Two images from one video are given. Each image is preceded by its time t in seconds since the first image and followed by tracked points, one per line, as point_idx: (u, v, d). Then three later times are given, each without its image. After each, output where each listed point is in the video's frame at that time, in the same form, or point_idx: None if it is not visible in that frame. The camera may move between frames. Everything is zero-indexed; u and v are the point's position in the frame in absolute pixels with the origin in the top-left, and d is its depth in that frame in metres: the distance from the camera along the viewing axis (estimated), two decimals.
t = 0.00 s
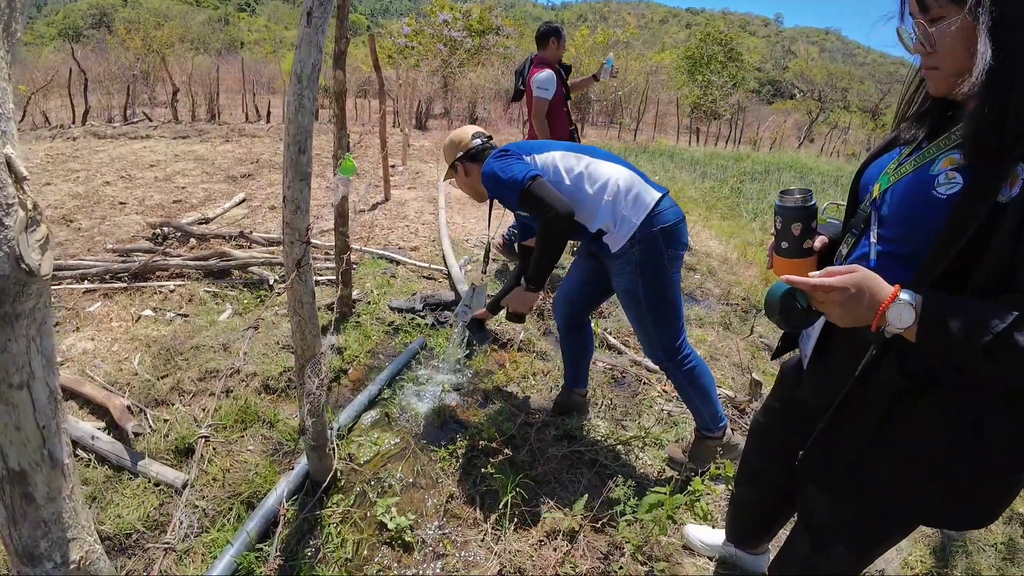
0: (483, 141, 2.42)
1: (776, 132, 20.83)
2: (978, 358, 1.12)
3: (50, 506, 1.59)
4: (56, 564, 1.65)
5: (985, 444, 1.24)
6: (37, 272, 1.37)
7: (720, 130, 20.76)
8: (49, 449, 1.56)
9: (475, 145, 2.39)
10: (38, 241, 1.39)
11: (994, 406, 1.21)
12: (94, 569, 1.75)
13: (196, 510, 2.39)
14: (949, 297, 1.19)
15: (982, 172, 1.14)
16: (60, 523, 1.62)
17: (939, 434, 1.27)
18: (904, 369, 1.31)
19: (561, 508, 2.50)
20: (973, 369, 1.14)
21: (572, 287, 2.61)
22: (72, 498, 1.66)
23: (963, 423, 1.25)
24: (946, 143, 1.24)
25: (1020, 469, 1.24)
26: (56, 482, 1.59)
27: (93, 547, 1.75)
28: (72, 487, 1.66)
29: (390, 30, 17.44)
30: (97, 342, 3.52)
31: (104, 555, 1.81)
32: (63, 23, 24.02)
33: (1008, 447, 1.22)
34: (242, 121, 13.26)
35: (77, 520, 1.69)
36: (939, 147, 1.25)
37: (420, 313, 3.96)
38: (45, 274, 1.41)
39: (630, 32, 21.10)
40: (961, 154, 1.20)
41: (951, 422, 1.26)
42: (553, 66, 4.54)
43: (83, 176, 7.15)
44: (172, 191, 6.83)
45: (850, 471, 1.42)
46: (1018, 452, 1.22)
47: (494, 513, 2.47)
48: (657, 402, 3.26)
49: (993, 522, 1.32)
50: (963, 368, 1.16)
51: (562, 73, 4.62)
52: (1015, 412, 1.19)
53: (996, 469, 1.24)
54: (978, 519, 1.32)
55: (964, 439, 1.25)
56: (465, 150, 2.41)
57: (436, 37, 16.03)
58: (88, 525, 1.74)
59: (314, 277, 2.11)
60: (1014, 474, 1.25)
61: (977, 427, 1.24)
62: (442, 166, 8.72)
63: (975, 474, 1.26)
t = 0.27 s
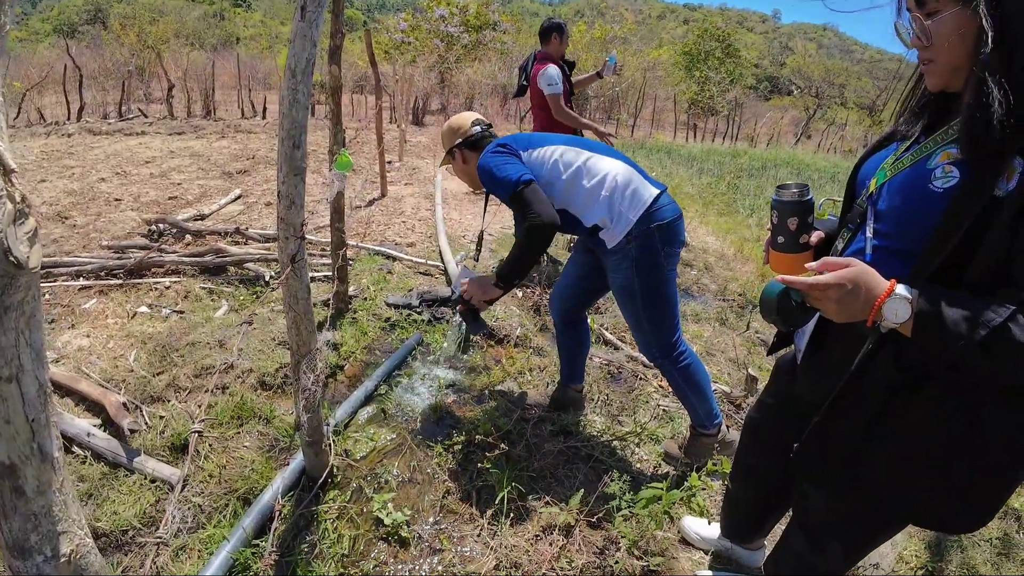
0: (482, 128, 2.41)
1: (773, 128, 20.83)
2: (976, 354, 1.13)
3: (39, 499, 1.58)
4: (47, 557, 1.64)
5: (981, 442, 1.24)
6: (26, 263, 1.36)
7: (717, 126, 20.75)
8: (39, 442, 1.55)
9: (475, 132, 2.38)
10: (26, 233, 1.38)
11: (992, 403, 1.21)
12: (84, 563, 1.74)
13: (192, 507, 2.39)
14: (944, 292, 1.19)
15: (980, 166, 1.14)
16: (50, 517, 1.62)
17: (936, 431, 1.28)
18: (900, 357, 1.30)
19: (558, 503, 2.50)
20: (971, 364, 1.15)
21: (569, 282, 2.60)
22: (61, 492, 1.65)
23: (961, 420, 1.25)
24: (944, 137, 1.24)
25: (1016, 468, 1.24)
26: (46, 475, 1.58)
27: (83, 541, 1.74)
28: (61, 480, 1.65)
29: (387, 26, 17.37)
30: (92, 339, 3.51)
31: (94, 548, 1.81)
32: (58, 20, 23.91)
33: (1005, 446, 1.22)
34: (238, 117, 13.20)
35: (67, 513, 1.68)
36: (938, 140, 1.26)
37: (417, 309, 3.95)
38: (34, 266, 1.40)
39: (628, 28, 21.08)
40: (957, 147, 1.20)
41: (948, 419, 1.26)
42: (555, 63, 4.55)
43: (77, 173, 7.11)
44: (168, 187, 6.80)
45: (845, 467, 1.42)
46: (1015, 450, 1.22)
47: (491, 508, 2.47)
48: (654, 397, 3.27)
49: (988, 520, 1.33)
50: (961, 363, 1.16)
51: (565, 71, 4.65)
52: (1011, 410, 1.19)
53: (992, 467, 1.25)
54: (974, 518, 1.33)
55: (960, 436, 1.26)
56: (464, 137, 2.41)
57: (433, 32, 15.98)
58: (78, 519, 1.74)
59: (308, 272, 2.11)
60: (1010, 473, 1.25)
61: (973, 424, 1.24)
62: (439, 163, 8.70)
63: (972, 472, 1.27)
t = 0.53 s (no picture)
0: (475, 119, 2.41)
1: (771, 125, 20.83)
2: (969, 350, 1.13)
3: (22, 489, 1.58)
4: (31, 548, 1.63)
5: (973, 440, 1.24)
6: (8, 254, 1.35)
7: (714, 122, 20.74)
8: (23, 432, 1.54)
9: (470, 123, 2.38)
10: (9, 224, 1.37)
11: (982, 401, 1.21)
12: (69, 554, 1.74)
13: (187, 504, 2.39)
14: (936, 287, 1.20)
15: (973, 160, 1.14)
16: (32, 507, 1.61)
17: (927, 429, 1.28)
18: (890, 353, 1.28)
19: (553, 500, 2.51)
20: (963, 360, 1.15)
21: (565, 278, 2.60)
22: (45, 481, 1.65)
23: (952, 418, 1.25)
24: (937, 129, 1.24)
25: (1007, 466, 1.24)
26: (29, 464, 1.58)
27: (67, 531, 1.74)
28: (45, 470, 1.65)
29: (384, 23, 17.33)
30: (88, 337, 3.51)
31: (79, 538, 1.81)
32: (54, 19, 23.84)
33: (996, 443, 1.22)
34: (235, 115, 13.17)
35: (51, 503, 1.68)
36: (931, 133, 1.25)
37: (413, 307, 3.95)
38: (18, 258, 1.40)
39: (625, 25, 21.06)
40: (950, 141, 1.20)
41: (939, 416, 1.26)
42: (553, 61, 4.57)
43: (74, 172, 7.10)
44: (164, 186, 6.79)
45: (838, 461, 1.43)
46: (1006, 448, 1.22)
47: (486, 505, 2.47)
48: (650, 393, 3.28)
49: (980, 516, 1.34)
50: (953, 360, 1.17)
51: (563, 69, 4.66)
52: (1002, 407, 1.19)
53: (983, 465, 1.25)
54: (965, 515, 1.33)
55: (951, 432, 1.26)
56: (459, 127, 2.40)
57: (429, 30, 15.95)
58: (63, 510, 1.74)
59: (301, 268, 2.11)
60: (1002, 471, 1.25)
61: (964, 420, 1.24)
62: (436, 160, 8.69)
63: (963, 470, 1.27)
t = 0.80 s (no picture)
0: (474, 112, 2.41)
1: (770, 122, 20.83)
2: (964, 344, 1.13)
3: (22, 486, 1.58)
4: (30, 546, 1.63)
5: (969, 434, 1.24)
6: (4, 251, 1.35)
7: (713, 120, 20.73)
8: (22, 429, 1.54)
9: (470, 117, 2.38)
10: (6, 222, 1.37)
11: (978, 395, 1.21)
12: (68, 551, 1.74)
13: (188, 503, 2.39)
14: (932, 282, 1.19)
15: (968, 154, 1.14)
16: (32, 504, 1.61)
17: (923, 424, 1.28)
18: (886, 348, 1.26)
19: (553, 497, 2.51)
20: (958, 355, 1.15)
21: (565, 276, 2.61)
22: (44, 479, 1.65)
23: (948, 413, 1.25)
24: (933, 124, 1.23)
25: (1002, 461, 1.25)
26: (28, 462, 1.58)
27: (67, 529, 1.74)
28: (45, 467, 1.65)
29: (382, 22, 17.31)
30: (88, 337, 3.51)
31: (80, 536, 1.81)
32: (52, 19, 23.81)
33: (992, 439, 1.22)
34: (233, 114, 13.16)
35: (51, 500, 1.68)
36: (927, 128, 1.25)
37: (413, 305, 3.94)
38: (15, 255, 1.39)
39: (623, 23, 21.05)
40: (946, 136, 1.20)
41: (935, 412, 1.26)
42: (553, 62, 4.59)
43: (72, 172, 7.09)
44: (163, 185, 6.79)
45: (835, 458, 1.44)
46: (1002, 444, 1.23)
47: (486, 503, 2.48)
48: (649, 390, 3.28)
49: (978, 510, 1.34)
50: (949, 355, 1.16)
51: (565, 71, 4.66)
52: (996, 402, 1.20)
53: (979, 460, 1.25)
54: (961, 510, 1.34)
55: (948, 428, 1.26)
56: (458, 122, 2.40)
57: (428, 28, 15.93)
58: (63, 508, 1.74)
59: (300, 267, 2.11)
60: (997, 466, 1.25)
61: (960, 416, 1.24)
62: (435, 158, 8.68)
63: (960, 465, 1.27)
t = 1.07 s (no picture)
0: (474, 114, 2.40)
1: (769, 121, 20.81)
2: (957, 337, 1.13)
3: (21, 490, 1.58)
4: (29, 549, 1.64)
5: (962, 429, 1.24)
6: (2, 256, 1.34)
7: (712, 119, 20.72)
8: (20, 434, 1.54)
9: (469, 119, 2.37)
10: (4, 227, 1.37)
11: (971, 390, 1.21)
12: (67, 554, 1.74)
13: (187, 504, 2.39)
14: (925, 277, 1.19)
15: (959, 150, 1.14)
16: (31, 508, 1.62)
17: (916, 420, 1.28)
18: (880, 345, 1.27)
19: (552, 497, 2.51)
20: (951, 349, 1.15)
21: (565, 276, 2.61)
22: (43, 482, 1.65)
23: (942, 409, 1.25)
24: (926, 123, 1.24)
25: (996, 454, 1.23)
26: (27, 466, 1.58)
27: (66, 532, 1.74)
28: (43, 471, 1.65)
29: (380, 21, 17.29)
30: (87, 338, 3.51)
31: (78, 538, 1.82)
32: (50, 20, 23.79)
33: (986, 431, 1.22)
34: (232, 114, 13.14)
35: (49, 503, 1.68)
36: (920, 126, 1.26)
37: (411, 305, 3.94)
38: (13, 261, 1.39)
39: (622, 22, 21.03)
40: (939, 133, 1.20)
41: (927, 407, 1.26)
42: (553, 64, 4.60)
43: (71, 172, 7.08)
44: (162, 186, 6.78)
45: (831, 455, 1.44)
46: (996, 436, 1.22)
47: (486, 502, 2.48)
48: (649, 390, 3.28)
49: (977, 508, 1.33)
50: (941, 349, 1.16)
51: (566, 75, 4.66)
52: (990, 393, 1.19)
53: (973, 456, 1.25)
54: (957, 506, 1.32)
55: (941, 422, 1.25)
56: (458, 123, 2.40)
57: (426, 28, 15.91)
58: (61, 511, 1.74)
59: (299, 268, 2.11)
60: (992, 460, 1.24)
61: (954, 410, 1.23)
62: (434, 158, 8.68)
63: (955, 461, 1.27)
